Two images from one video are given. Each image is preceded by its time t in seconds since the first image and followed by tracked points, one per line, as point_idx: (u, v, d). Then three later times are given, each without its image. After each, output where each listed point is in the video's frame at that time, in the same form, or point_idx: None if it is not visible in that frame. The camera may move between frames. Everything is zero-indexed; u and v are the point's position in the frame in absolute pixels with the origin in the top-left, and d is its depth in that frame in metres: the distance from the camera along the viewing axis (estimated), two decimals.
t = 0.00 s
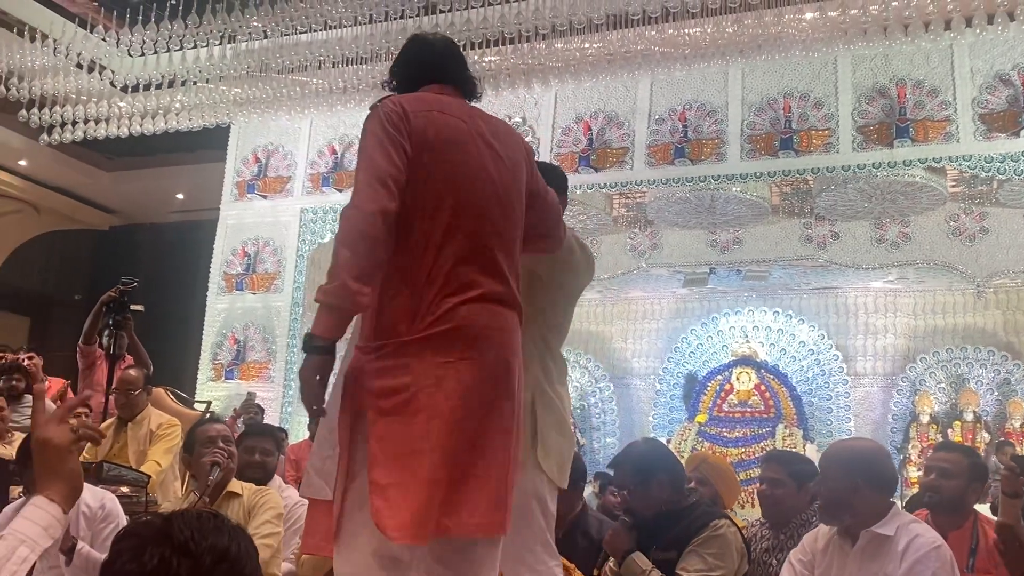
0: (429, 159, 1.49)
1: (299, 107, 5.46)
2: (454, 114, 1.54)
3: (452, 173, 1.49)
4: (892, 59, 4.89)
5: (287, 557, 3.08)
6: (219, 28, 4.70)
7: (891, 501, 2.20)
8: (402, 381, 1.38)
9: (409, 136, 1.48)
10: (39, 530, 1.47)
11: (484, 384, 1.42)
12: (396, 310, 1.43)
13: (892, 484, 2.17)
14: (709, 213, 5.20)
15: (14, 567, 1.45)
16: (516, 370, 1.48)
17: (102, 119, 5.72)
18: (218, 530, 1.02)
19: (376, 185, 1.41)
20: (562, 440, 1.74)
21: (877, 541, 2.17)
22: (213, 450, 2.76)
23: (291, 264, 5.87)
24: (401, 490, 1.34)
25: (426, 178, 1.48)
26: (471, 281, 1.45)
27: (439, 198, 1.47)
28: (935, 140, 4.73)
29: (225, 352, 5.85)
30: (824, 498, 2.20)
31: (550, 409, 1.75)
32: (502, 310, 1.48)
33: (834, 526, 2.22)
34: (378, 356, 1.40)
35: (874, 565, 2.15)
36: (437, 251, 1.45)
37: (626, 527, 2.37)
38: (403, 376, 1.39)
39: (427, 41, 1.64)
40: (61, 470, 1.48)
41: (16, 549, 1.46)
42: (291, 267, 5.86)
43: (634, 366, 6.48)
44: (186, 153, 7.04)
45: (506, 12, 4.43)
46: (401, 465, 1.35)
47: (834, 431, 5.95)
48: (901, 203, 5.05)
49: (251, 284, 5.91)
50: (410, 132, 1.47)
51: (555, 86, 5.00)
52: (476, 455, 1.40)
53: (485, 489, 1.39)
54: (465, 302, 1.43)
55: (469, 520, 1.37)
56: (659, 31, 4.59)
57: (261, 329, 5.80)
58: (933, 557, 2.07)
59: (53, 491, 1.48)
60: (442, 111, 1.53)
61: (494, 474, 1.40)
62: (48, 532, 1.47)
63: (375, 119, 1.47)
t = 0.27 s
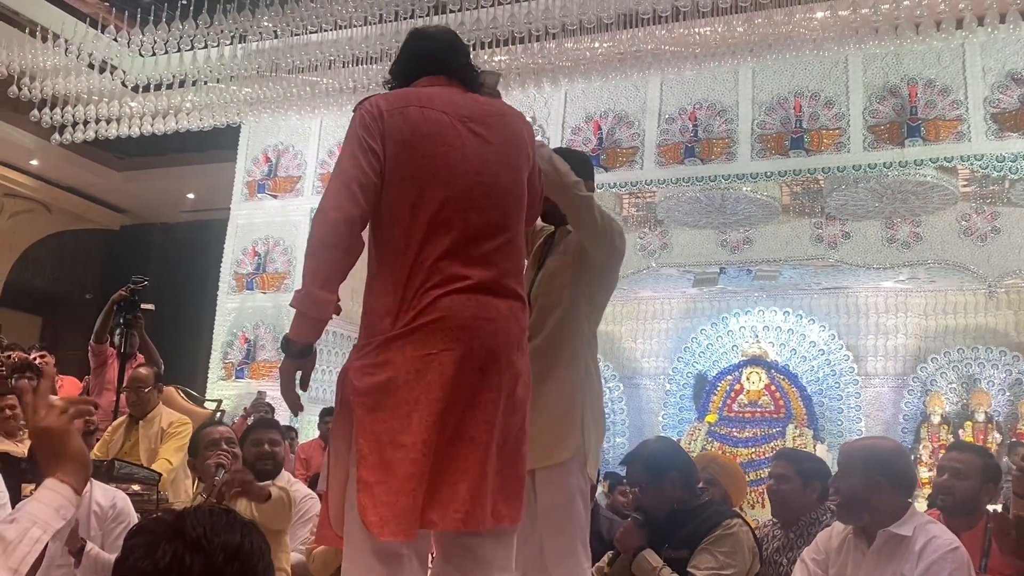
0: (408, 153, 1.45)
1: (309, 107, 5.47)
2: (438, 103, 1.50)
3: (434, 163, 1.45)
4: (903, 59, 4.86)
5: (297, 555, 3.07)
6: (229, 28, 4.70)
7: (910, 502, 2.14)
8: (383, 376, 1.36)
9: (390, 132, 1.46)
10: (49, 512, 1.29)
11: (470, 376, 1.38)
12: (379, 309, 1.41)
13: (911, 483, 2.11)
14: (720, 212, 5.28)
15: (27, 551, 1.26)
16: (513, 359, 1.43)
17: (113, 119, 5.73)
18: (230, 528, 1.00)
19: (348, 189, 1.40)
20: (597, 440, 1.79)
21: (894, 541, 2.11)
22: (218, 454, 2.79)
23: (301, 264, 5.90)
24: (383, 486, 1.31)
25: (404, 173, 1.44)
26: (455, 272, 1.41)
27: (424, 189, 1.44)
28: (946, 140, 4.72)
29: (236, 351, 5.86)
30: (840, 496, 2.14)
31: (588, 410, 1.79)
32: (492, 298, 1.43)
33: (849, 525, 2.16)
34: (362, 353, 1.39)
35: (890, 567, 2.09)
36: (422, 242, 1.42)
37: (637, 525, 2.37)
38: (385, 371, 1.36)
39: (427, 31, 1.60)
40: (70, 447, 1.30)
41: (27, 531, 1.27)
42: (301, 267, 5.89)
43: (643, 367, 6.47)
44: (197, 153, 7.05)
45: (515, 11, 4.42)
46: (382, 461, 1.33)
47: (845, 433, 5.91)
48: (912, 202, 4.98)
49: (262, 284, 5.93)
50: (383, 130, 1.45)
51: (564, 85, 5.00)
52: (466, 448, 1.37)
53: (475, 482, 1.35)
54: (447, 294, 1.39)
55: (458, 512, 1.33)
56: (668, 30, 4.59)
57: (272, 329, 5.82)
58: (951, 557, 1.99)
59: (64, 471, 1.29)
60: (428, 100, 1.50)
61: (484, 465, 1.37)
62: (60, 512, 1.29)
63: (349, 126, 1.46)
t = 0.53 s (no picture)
0: (410, 152, 1.44)
1: (316, 106, 5.48)
2: (439, 101, 1.48)
3: (438, 161, 1.43)
4: (911, 57, 4.84)
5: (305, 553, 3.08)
6: (237, 27, 4.72)
7: (920, 503, 2.13)
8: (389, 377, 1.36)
9: (392, 132, 1.45)
10: (61, 504, 1.36)
11: (475, 373, 1.38)
12: (385, 310, 1.40)
13: (922, 483, 2.10)
14: (727, 210, 5.21)
15: (39, 541, 1.35)
16: (520, 353, 1.42)
17: (121, 118, 5.75)
18: (238, 522, 1.01)
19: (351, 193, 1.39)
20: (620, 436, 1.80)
21: (903, 541, 2.11)
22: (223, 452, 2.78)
23: (308, 262, 5.90)
24: (392, 488, 1.31)
25: (407, 173, 1.43)
26: (459, 271, 1.40)
27: (427, 187, 1.43)
28: (954, 139, 4.71)
29: (243, 349, 5.87)
30: (852, 495, 2.13)
31: (611, 405, 1.79)
32: (498, 294, 1.42)
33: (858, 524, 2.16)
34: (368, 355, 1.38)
35: (898, 567, 2.09)
36: (426, 242, 1.41)
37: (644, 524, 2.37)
38: (390, 372, 1.36)
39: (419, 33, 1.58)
40: (91, 443, 1.37)
41: (40, 520, 1.35)
42: (308, 266, 5.88)
43: (650, 365, 6.46)
44: (204, 152, 7.07)
45: (522, 10, 4.43)
46: (390, 463, 1.33)
47: (851, 431, 5.93)
48: (919, 201, 4.98)
49: (269, 282, 5.94)
50: (384, 131, 1.44)
51: (571, 84, 5.01)
52: (473, 445, 1.36)
53: (483, 479, 1.35)
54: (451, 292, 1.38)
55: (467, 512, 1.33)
56: (675, 29, 4.59)
57: (279, 327, 5.83)
58: (960, 557, 1.99)
59: (79, 464, 1.37)
60: (429, 98, 1.48)
61: (492, 461, 1.36)
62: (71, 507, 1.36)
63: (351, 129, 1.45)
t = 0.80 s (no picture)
0: (410, 152, 1.43)
1: (320, 104, 5.48)
2: (441, 98, 1.46)
3: (438, 159, 1.42)
4: (915, 55, 4.84)
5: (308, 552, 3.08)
6: (241, 26, 4.72)
7: (924, 502, 2.12)
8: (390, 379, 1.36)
9: (392, 133, 1.44)
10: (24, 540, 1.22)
11: (478, 371, 1.36)
12: (388, 311, 1.40)
13: (926, 482, 2.10)
14: (731, 210, 5.31)
15: None
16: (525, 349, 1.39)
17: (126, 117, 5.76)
18: (238, 519, 1.00)
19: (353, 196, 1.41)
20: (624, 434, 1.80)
21: (907, 539, 2.10)
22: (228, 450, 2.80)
23: (312, 260, 5.90)
24: (393, 487, 1.30)
25: (409, 174, 1.42)
26: (460, 269, 1.39)
27: (428, 187, 1.42)
28: (958, 137, 4.70)
29: (247, 348, 5.88)
30: (854, 494, 2.13)
31: (616, 405, 1.79)
32: (500, 291, 1.40)
33: (862, 523, 2.16)
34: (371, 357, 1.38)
35: (902, 566, 2.09)
36: (428, 241, 1.40)
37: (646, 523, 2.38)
38: (391, 374, 1.36)
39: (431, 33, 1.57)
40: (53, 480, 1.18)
41: (14, 558, 1.16)
42: (312, 264, 5.88)
43: (654, 364, 6.46)
44: (208, 151, 7.07)
45: (525, 9, 4.43)
46: (393, 463, 1.32)
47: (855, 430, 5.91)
48: (924, 200, 4.99)
49: (273, 281, 5.94)
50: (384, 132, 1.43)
51: (575, 83, 5.01)
52: (476, 443, 1.34)
53: (489, 476, 1.33)
54: (451, 291, 1.37)
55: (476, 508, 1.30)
56: (678, 27, 4.59)
57: (283, 325, 5.84)
58: (963, 556, 1.98)
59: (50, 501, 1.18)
60: (430, 96, 1.47)
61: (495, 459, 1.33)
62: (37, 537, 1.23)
63: (354, 133, 1.46)
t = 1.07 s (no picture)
0: (399, 152, 1.42)
1: (320, 102, 5.48)
2: (433, 96, 1.45)
3: (426, 159, 1.40)
4: (917, 53, 4.84)
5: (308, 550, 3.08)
6: (241, 24, 4.71)
7: (924, 501, 2.12)
8: (379, 381, 1.35)
9: (384, 135, 1.44)
10: (63, 483, 1.32)
11: (464, 373, 1.33)
12: (380, 313, 1.39)
13: (927, 481, 2.09)
14: (731, 207, 5.32)
15: (41, 520, 1.31)
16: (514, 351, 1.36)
17: (126, 114, 5.76)
18: (223, 517, 1.01)
19: (348, 202, 1.43)
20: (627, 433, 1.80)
21: (906, 537, 2.10)
22: (230, 451, 2.78)
23: (312, 258, 5.90)
24: (378, 492, 1.31)
25: (397, 174, 1.41)
26: (444, 271, 1.36)
27: (417, 189, 1.40)
28: (959, 135, 4.69)
29: (248, 346, 5.88)
30: (853, 490, 2.12)
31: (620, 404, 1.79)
32: (488, 292, 1.37)
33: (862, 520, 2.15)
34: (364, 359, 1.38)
35: (901, 565, 2.08)
36: (417, 243, 1.39)
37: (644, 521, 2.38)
38: (379, 376, 1.35)
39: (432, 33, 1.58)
40: (85, 425, 1.33)
41: (41, 501, 1.31)
42: (313, 262, 5.88)
43: (654, 362, 6.45)
44: (209, 149, 7.07)
45: (526, 7, 4.42)
46: (379, 468, 1.32)
47: (855, 428, 5.92)
48: (924, 198, 4.99)
49: (273, 279, 5.94)
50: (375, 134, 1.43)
51: (575, 81, 5.01)
52: (459, 446, 1.31)
53: (472, 479, 1.30)
54: (435, 294, 1.35)
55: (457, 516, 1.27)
56: (679, 25, 4.58)
57: (283, 323, 5.84)
58: (963, 554, 1.98)
59: (78, 443, 1.33)
60: (424, 95, 1.45)
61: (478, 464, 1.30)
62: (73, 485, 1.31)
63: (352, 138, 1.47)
